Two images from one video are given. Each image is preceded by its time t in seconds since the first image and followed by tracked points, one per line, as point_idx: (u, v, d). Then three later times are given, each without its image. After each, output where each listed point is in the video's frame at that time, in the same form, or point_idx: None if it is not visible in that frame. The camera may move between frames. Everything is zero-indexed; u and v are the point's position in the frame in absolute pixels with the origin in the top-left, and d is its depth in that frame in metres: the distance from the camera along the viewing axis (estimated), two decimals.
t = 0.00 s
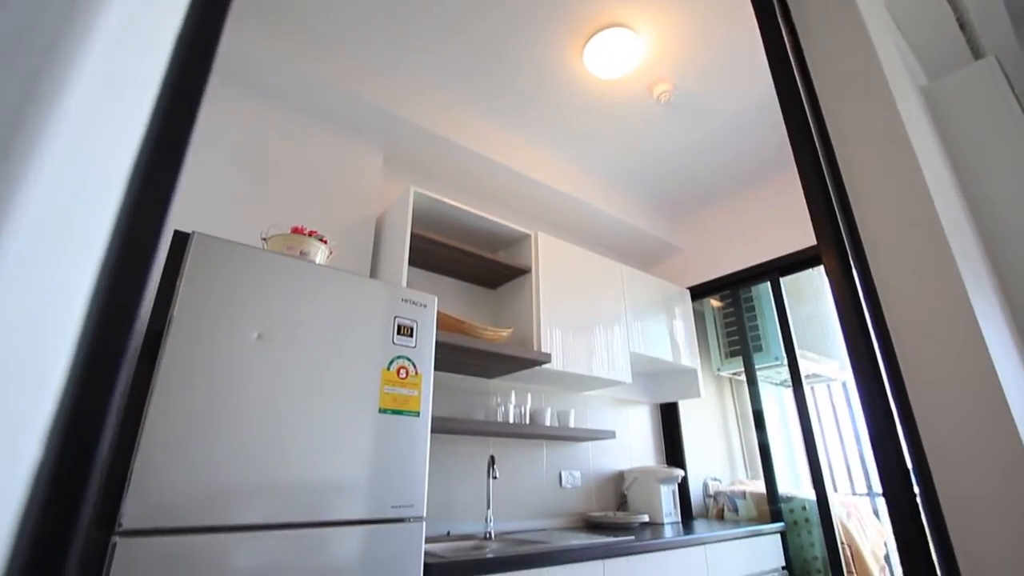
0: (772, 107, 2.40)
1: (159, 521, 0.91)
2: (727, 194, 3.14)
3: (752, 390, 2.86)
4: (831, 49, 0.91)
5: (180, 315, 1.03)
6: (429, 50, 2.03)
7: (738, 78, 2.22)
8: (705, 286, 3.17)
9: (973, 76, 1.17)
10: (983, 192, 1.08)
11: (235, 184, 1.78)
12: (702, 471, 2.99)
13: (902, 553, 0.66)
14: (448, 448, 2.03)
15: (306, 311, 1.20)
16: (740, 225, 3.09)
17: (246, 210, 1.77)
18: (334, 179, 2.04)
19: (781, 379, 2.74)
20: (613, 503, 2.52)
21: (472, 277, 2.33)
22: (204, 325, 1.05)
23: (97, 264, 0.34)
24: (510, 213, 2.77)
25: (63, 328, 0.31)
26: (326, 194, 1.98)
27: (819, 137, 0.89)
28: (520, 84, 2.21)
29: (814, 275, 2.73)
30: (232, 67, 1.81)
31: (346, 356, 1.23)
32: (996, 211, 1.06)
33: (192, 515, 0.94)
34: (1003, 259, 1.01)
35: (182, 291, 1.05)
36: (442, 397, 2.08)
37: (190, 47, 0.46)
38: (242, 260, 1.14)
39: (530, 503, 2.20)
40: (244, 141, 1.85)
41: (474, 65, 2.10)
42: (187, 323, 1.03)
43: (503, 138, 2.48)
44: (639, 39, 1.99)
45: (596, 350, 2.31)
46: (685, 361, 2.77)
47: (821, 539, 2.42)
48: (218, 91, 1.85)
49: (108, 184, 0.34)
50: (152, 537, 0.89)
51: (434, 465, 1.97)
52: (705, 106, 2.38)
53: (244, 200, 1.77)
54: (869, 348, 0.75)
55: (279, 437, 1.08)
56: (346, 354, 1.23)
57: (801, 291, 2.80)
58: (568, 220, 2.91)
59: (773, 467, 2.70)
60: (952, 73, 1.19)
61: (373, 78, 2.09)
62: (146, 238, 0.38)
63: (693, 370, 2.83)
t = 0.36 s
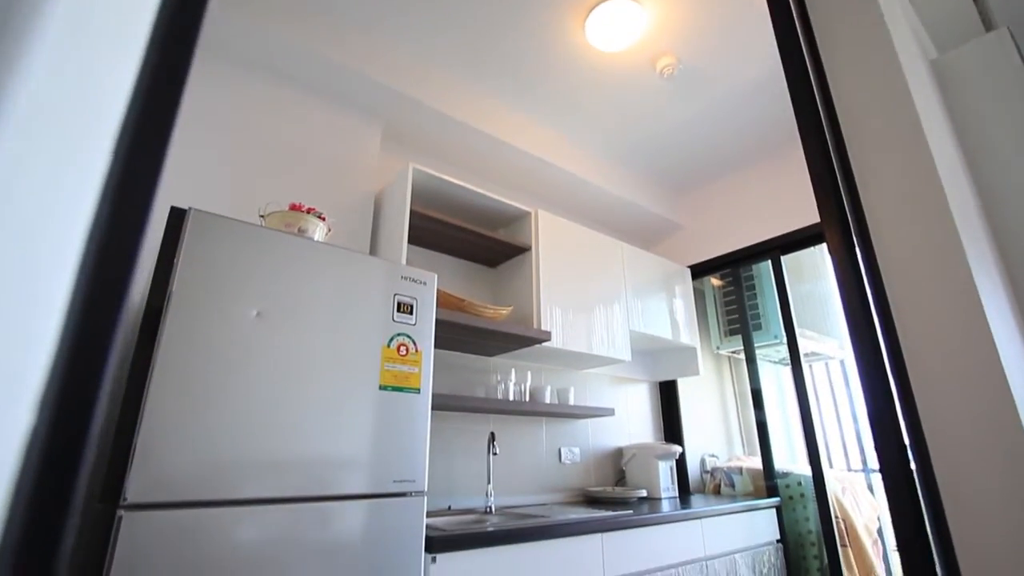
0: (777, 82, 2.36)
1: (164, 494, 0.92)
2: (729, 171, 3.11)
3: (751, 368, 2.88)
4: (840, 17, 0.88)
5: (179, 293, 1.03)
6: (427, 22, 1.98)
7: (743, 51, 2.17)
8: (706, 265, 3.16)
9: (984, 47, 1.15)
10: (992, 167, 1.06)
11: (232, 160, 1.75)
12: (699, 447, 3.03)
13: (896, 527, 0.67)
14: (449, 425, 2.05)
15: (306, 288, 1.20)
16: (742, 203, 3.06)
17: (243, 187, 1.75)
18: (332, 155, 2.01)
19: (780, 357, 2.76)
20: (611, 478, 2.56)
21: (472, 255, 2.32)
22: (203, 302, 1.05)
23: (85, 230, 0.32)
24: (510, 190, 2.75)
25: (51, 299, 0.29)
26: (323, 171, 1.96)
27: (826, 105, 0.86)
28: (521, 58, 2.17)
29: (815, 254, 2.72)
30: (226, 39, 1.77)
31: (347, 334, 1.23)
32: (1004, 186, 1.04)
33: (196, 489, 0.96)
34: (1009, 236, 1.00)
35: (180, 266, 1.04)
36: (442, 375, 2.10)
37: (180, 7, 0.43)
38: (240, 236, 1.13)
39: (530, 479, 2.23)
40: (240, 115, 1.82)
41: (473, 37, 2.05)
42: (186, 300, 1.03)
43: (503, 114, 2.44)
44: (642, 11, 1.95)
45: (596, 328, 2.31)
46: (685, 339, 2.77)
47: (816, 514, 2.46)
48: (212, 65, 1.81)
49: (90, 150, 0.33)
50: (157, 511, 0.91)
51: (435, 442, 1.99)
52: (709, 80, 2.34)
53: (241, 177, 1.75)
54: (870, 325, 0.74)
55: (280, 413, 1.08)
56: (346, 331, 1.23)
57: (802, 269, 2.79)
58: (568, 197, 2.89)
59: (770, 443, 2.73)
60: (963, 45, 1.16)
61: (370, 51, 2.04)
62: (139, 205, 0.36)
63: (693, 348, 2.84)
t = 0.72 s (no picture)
0: (782, 57, 2.31)
1: (167, 471, 0.94)
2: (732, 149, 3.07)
3: (750, 347, 2.89)
4: None
5: (177, 272, 1.02)
6: None
7: (747, 26, 2.13)
8: (707, 245, 3.14)
9: (996, 20, 1.12)
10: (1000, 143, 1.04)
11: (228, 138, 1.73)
12: (697, 426, 3.06)
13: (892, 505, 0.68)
14: (449, 403, 2.06)
15: (304, 267, 1.19)
16: (744, 182, 3.03)
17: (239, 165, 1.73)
18: (330, 133, 1.98)
19: (778, 337, 2.77)
20: (610, 456, 2.59)
21: (471, 234, 2.31)
22: (201, 281, 1.04)
23: (64, 224, 0.33)
24: (510, 169, 2.72)
25: (27, 293, 0.30)
26: (321, 149, 1.93)
27: (830, 71, 0.82)
28: (521, 32, 2.12)
29: (817, 233, 2.71)
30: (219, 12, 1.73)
31: (346, 313, 1.23)
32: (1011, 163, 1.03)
33: (199, 466, 0.97)
34: (1012, 214, 0.99)
35: (177, 244, 1.04)
36: (443, 354, 2.10)
37: None
38: (237, 214, 1.12)
39: (529, 457, 2.26)
40: (235, 91, 1.79)
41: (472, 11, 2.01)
42: (184, 278, 1.02)
43: (503, 91, 2.40)
44: None
45: (596, 308, 2.31)
46: (684, 319, 2.78)
47: (811, 491, 2.50)
48: (205, 38, 1.77)
49: (65, 141, 0.33)
50: (161, 487, 0.92)
51: (436, 420, 2.01)
52: (713, 56, 2.29)
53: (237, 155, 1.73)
54: (871, 304, 0.72)
55: (281, 391, 1.09)
56: (346, 310, 1.23)
57: (803, 248, 2.78)
58: (569, 176, 2.86)
59: (767, 422, 2.75)
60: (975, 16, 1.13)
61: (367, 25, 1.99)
62: (122, 193, 0.36)
63: (693, 328, 2.84)
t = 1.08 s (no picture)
0: (788, 30, 2.26)
1: (169, 447, 0.94)
2: (735, 126, 3.03)
3: (749, 325, 2.89)
4: None
5: (175, 248, 1.01)
6: None
7: None
8: (708, 223, 3.12)
9: None
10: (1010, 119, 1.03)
11: (224, 112, 1.70)
12: (696, 404, 3.09)
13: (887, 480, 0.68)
14: (450, 381, 2.08)
15: (303, 244, 1.18)
16: (747, 160, 3.00)
17: (236, 141, 1.70)
18: (327, 108, 1.95)
19: (778, 315, 2.77)
20: (609, 433, 2.62)
21: (470, 212, 2.29)
22: (200, 257, 1.03)
23: (47, 196, 0.30)
24: (510, 146, 2.69)
25: (10, 270, 0.27)
26: (318, 124, 1.90)
27: (837, 40, 0.81)
28: (522, 4, 2.07)
29: (819, 211, 2.69)
30: None
31: (345, 290, 1.22)
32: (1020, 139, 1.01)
33: (202, 441, 0.98)
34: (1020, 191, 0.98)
35: (174, 218, 1.03)
36: (443, 332, 2.11)
37: None
38: (234, 189, 1.11)
39: (529, 433, 2.28)
40: (230, 64, 1.75)
41: None
42: (181, 254, 1.02)
43: (503, 65, 2.36)
44: None
45: (596, 286, 2.31)
46: (684, 297, 2.78)
47: (807, 467, 2.53)
48: (198, 9, 1.72)
49: (47, 104, 0.30)
50: (165, 462, 0.93)
51: (436, 397, 2.02)
52: (718, 28, 2.24)
53: (232, 130, 1.70)
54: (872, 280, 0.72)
55: (282, 368, 1.09)
56: (346, 288, 1.23)
57: (804, 227, 2.76)
58: (570, 153, 2.83)
59: (766, 400, 2.77)
60: None
61: None
62: (109, 163, 0.33)
63: (693, 307, 2.85)
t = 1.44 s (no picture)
0: None
1: (170, 422, 0.95)
2: (739, 100, 2.98)
3: (749, 302, 2.89)
4: None
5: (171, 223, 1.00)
6: None
7: None
8: (710, 200, 3.10)
9: None
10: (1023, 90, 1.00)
11: (218, 85, 1.66)
12: (695, 380, 3.11)
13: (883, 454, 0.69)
14: (450, 357, 2.08)
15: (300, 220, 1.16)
16: (751, 135, 2.96)
17: (231, 114, 1.67)
18: (323, 80, 1.91)
19: (778, 293, 2.76)
20: (608, 408, 2.64)
21: (469, 188, 2.26)
22: (196, 233, 1.02)
23: (31, 149, 0.28)
24: (510, 120, 2.65)
25: None
26: (314, 98, 1.86)
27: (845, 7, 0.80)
28: None
29: (822, 188, 2.67)
30: None
31: (344, 266, 1.21)
32: None
33: (203, 416, 0.98)
34: None
35: (169, 192, 1.01)
36: (443, 308, 2.11)
37: None
38: (230, 163, 1.09)
39: (529, 409, 2.30)
40: (223, 34, 1.71)
41: None
42: (177, 229, 1.00)
43: (504, 36, 2.30)
44: None
45: (596, 263, 2.30)
46: (684, 275, 2.77)
47: (803, 442, 2.56)
48: None
49: (29, 47, 0.28)
50: (167, 437, 0.94)
51: (437, 373, 2.04)
52: None
53: (227, 104, 1.67)
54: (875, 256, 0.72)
55: (282, 344, 1.09)
56: (345, 264, 1.22)
57: (807, 203, 2.74)
58: (571, 128, 2.79)
59: (764, 376, 2.79)
60: None
61: None
62: (96, 116, 0.31)
63: (693, 284, 2.84)
